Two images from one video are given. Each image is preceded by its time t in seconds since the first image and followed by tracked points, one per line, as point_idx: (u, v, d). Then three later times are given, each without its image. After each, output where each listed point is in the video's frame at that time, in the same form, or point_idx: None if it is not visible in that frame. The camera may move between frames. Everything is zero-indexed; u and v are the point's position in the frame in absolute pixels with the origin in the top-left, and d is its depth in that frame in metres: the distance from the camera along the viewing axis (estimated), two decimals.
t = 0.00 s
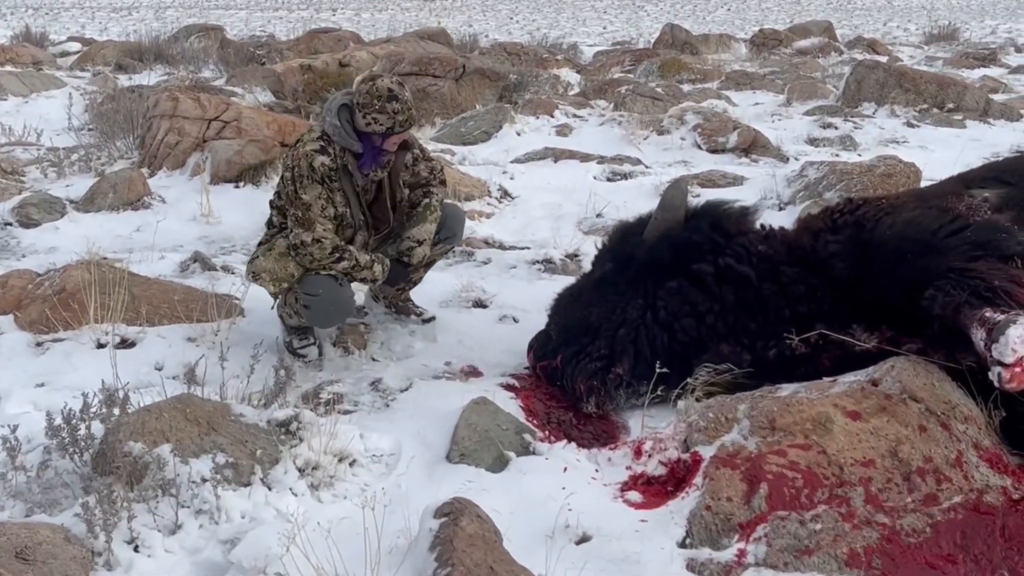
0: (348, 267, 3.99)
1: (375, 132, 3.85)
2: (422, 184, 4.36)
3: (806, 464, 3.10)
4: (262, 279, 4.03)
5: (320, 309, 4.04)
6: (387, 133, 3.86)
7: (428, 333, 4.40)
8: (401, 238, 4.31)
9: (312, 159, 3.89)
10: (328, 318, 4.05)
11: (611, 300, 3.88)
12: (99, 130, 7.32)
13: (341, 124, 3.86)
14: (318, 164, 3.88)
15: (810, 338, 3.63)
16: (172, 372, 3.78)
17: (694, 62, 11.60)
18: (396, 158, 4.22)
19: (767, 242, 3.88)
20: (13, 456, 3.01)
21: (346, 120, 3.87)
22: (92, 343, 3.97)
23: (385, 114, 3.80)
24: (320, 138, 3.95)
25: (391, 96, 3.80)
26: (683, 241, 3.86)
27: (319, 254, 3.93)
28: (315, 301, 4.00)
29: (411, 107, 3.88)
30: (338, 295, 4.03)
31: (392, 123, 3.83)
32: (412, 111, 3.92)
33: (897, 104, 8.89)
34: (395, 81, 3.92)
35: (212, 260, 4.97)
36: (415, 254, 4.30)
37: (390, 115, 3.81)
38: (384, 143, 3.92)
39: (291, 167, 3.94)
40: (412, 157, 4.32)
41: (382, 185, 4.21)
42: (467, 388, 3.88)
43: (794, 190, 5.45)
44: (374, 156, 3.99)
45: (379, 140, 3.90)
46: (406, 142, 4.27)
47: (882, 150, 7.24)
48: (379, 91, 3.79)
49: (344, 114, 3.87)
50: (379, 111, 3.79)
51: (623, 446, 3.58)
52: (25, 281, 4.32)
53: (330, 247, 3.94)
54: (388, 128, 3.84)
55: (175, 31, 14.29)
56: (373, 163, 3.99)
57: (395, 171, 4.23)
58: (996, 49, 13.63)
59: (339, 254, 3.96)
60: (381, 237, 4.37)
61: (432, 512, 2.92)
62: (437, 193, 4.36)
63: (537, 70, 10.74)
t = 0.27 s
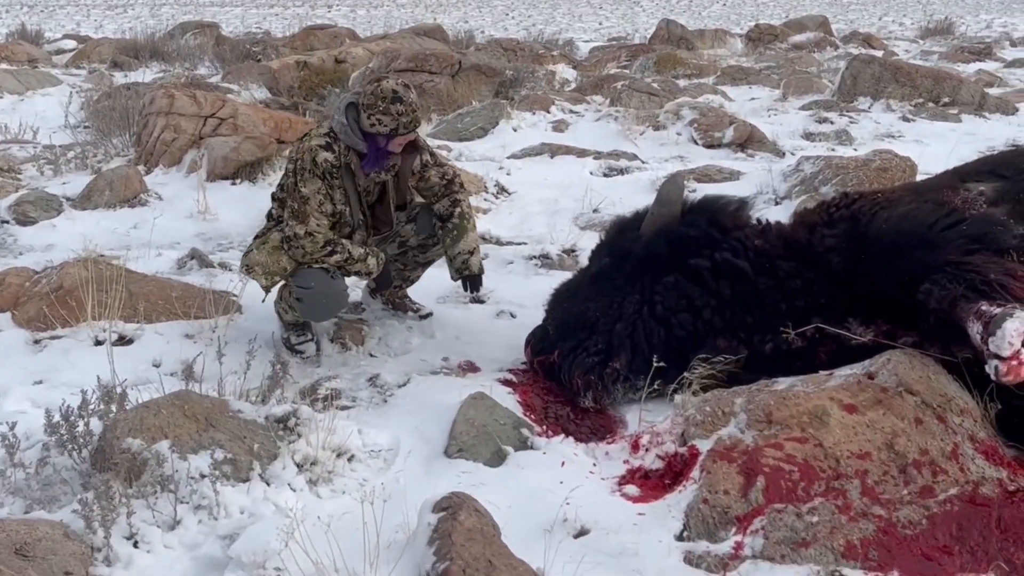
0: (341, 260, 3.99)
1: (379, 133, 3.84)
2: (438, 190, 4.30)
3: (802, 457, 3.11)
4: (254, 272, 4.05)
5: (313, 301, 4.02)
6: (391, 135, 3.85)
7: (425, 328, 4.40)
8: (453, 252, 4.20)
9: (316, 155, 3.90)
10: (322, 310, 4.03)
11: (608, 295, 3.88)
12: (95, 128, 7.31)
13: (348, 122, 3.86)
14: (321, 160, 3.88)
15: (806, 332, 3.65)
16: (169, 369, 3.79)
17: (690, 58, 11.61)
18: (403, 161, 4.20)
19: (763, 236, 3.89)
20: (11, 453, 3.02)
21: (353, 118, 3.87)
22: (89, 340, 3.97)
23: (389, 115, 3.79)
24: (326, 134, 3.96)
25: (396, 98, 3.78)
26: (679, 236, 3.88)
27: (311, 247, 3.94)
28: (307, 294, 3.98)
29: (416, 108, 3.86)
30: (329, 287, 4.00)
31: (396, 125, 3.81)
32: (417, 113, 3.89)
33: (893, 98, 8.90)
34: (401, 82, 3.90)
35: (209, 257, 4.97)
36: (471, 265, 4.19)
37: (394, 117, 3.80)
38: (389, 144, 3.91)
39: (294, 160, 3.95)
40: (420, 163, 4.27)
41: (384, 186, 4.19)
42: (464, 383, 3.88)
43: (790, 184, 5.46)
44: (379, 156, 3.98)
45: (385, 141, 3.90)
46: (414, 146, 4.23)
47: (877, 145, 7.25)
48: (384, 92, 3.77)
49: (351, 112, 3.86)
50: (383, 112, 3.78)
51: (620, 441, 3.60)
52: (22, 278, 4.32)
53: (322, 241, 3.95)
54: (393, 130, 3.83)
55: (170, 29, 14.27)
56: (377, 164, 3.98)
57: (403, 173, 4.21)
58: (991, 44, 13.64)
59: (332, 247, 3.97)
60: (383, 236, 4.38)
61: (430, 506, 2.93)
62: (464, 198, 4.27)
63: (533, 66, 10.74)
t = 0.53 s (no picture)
0: (330, 253, 3.99)
1: (382, 135, 3.81)
2: (446, 202, 4.26)
3: (797, 452, 3.13)
4: (245, 263, 4.05)
5: (301, 294, 4.05)
6: (395, 137, 3.82)
7: (422, 327, 4.41)
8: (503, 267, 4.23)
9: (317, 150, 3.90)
10: (311, 302, 4.05)
11: (604, 291, 3.90)
12: (91, 128, 7.31)
13: (353, 123, 3.85)
14: (322, 154, 3.89)
15: (801, 328, 3.67)
16: (167, 367, 3.79)
17: (685, 55, 11.62)
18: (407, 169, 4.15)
19: (758, 233, 3.91)
20: (9, 452, 3.03)
21: (358, 119, 3.86)
22: (87, 339, 3.97)
23: (391, 117, 3.75)
24: (332, 132, 3.96)
25: (399, 100, 3.75)
26: (674, 233, 3.89)
27: (300, 237, 3.95)
28: (293, 286, 4.02)
29: (420, 111, 3.82)
30: (316, 279, 4.02)
31: (399, 127, 3.77)
32: (422, 115, 3.85)
33: (888, 95, 8.92)
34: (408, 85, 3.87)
35: (206, 256, 4.98)
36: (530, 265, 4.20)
37: (397, 118, 3.76)
38: (394, 146, 3.87)
39: (296, 152, 3.97)
40: (423, 174, 4.20)
41: (385, 191, 4.17)
42: (461, 381, 3.89)
43: (785, 181, 5.47)
44: (384, 159, 3.95)
45: (388, 143, 3.86)
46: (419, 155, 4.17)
47: (872, 142, 7.26)
48: (387, 94, 3.75)
49: (357, 113, 3.85)
50: (386, 114, 3.75)
51: (617, 437, 3.61)
52: (20, 278, 4.33)
53: (312, 233, 3.96)
54: (395, 132, 3.79)
55: (166, 28, 14.26)
56: (380, 167, 3.94)
57: (407, 183, 4.17)
58: (985, 40, 13.67)
59: (321, 240, 3.97)
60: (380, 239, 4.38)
61: (427, 503, 2.94)
62: (485, 214, 4.24)
63: (528, 64, 10.74)
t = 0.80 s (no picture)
0: (325, 252, 4.01)
1: (383, 140, 3.82)
2: (444, 207, 4.28)
3: (792, 449, 3.15)
4: (240, 261, 4.08)
5: (295, 291, 4.06)
6: (395, 142, 3.84)
7: (419, 326, 4.43)
8: (507, 272, 4.27)
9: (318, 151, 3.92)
10: (306, 299, 4.06)
11: (599, 290, 3.91)
12: (87, 128, 7.32)
13: (354, 125, 3.86)
14: (321, 154, 3.90)
15: (795, 325, 3.69)
16: (164, 367, 3.81)
17: (680, 54, 11.64)
18: (406, 174, 4.17)
19: (753, 231, 3.93)
20: (7, 453, 3.04)
21: (360, 121, 3.87)
22: (84, 340, 3.98)
23: (392, 122, 3.76)
24: (333, 131, 3.98)
25: (400, 105, 3.75)
26: (669, 231, 3.91)
27: (296, 235, 3.96)
28: (288, 283, 4.04)
29: (421, 117, 3.82)
30: (310, 276, 4.04)
31: (399, 132, 3.79)
32: (423, 121, 3.86)
33: (882, 93, 8.94)
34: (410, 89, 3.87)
35: (203, 256, 4.99)
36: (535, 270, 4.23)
37: (398, 124, 3.77)
38: (393, 151, 3.89)
39: (296, 151, 3.98)
40: (422, 180, 4.21)
41: (383, 194, 4.19)
42: (458, 379, 3.92)
43: (780, 179, 5.49)
44: (383, 162, 3.97)
45: (388, 147, 3.88)
46: (419, 160, 4.19)
47: (866, 140, 7.29)
48: (389, 99, 3.75)
49: (359, 116, 3.87)
50: (387, 119, 3.76)
51: (612, 434, 3.63)
52: (17, 280, 4.34)
53: (308, 231, 3.97)
54: (396, 137, 3.81)
55: (162, 29, 14.27)
56: (379, 170, 3.97)
57: (407, 187, 4.19)
58: (979, 38, 13.71)
59: (317, 238, 3.99)
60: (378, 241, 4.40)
61: (424, 501, 2.96)
62: (485, 220, 4.28)
63: (524, 63, 10.76)
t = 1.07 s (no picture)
0: (321, 253, 4.04)
1: (377, 142, 3.82)
2: (439, 206, 4.29)
3: (785, 446, 3.18)
4: (237, 263, 4.10)
5: (292, 292, 4.08)
6: (388, 144, 3.83)
7: (414, 325, 4.44)
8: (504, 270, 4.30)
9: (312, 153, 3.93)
10: (303, 301, 4.09)
11: (594, 289, 3.93)
12: (83, 130, 7.33)
13: (348, 127, 3.86)
14: (315, 156, 3.91)
15: (789, 323, 3.71)
16: (160, 368, 3.82)
17: (675, 53, 11.66)
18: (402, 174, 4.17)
19: (746, 229, 3.95)
20: (4, 454, 3.06)
21: (353, 123, 3.87)
22: (81, 341, 4.00)
23: (385, 124, 3.76)
24: (327, 133, 3.98)
25: (393, 107, 3.75)
26: (663, 230, 3.93)
27: (292, 237, 4.00)
28: (284, 285, 4.06)
29: (415, 118, 3.82)
30: (307, 277, 4.08)
31: (392, 134, 3.78)
32: (416, 123, 3.86)
33: (875, 91, 8.97)
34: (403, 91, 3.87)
35: (198, 257, 5.00)
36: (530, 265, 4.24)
37: (391, 126, 3.77)
38: (388, 152, 3.89)
39: (291, 153, 3.99)
40: (417, 180, 4.22)
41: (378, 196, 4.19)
42: (453, 378, 3.94)
43: (773, 177, 5.51)
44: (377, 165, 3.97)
45: (382, 149, 3.87)
46: (413, 161, 4.19)
47: (860, 138, 7.31)
48: (382, 101, 3.75)
49: (353, 118, 3.86)
50: (380, 121, 3.76)
51: (607, 432, 3.65)
52: (13, 281, 4.35)
53: (304, 233, 4.00)
54: (389, 139, 3.80)
55: (157, 30, 14.27)
56: (374, 174, 3.96)
57: (403, 188, 4.19)
58: (973, 36, 13.74)
59: (313, 240, 4.02)
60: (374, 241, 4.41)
61: (419, 500, 2.98)
62: (480, 218, 4.30)
63: (519, 63, 10.77)
